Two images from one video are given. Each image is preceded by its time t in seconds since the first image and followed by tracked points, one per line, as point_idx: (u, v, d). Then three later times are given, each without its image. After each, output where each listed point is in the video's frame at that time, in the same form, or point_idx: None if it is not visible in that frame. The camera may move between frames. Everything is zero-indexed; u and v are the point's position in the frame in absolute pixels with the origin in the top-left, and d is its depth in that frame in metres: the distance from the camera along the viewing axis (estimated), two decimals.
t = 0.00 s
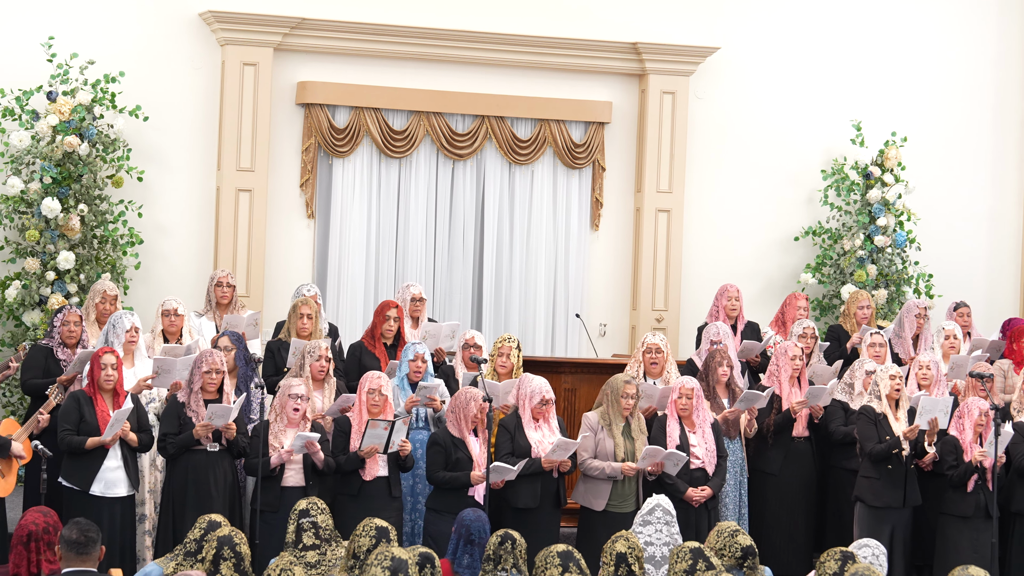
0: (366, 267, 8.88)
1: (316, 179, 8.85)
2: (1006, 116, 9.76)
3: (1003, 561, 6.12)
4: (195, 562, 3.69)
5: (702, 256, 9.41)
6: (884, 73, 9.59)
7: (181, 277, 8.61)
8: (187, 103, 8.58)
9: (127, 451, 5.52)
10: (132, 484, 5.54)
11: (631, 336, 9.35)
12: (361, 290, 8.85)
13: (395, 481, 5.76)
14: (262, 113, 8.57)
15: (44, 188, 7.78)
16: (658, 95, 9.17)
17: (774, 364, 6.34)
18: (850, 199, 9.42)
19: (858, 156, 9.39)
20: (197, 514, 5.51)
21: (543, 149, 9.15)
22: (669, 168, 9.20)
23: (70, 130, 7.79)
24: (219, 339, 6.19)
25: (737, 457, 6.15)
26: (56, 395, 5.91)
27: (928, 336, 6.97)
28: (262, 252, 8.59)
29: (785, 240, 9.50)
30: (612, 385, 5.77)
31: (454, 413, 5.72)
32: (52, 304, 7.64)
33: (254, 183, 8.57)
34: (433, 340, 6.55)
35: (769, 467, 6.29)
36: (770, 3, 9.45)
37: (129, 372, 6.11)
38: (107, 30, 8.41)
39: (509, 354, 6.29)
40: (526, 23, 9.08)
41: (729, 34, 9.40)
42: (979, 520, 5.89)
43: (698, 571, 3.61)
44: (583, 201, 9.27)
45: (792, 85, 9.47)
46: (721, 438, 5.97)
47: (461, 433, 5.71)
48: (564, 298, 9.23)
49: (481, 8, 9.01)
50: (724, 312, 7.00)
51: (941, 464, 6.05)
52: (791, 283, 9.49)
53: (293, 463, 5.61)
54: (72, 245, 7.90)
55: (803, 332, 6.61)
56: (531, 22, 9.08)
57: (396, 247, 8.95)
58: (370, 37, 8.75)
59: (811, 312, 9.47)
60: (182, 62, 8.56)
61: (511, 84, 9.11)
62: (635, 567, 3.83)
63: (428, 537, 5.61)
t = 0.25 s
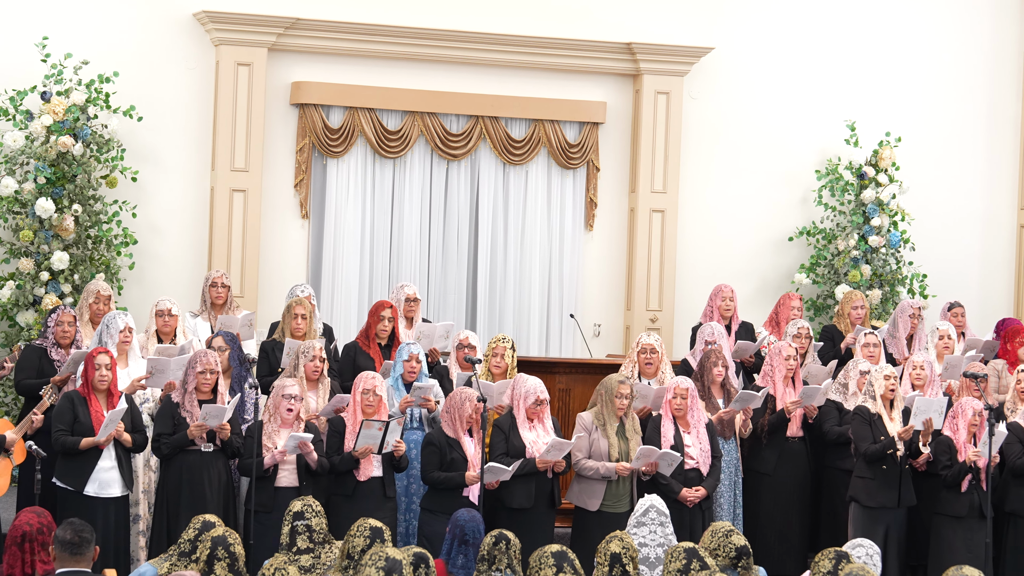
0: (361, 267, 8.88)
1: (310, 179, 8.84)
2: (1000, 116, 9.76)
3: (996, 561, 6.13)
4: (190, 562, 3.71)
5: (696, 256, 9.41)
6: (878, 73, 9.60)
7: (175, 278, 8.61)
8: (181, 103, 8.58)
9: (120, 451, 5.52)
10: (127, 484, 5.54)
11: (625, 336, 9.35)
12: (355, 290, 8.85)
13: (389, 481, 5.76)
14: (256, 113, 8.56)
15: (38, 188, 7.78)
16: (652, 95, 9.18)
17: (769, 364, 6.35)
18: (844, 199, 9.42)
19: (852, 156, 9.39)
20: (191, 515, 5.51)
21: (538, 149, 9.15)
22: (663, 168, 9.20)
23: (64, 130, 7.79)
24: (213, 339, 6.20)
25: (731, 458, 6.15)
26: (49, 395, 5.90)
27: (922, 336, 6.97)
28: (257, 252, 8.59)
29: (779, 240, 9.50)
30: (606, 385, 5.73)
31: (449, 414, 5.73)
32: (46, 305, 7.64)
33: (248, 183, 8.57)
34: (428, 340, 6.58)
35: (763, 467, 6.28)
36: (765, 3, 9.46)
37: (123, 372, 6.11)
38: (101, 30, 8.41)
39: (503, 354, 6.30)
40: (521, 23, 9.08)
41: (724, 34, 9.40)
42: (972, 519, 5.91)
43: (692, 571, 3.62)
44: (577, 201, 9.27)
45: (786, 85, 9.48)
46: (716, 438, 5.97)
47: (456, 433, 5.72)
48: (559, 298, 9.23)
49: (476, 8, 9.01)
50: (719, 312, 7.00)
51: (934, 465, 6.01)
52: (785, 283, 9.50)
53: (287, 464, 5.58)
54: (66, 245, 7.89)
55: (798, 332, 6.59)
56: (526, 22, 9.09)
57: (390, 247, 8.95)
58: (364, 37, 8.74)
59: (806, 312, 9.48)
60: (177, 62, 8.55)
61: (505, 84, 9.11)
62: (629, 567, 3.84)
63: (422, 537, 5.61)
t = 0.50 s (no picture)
0: (355, 266, 8.88)
1: (305, 179, 8.84)
2: (994, 116, 9.77)
3: (990, 561, 6.13)
4: (184, 562, 3.70)
5: (691, 256, 9.42)
6: (864, 74, 9.59)
7: (170, 278, 8.60)
8: (176, 103, 8.58)
9: (114, 451, 5.51)
10: (121, 485, 5.53)
11: (619, 336, 9.35)
12: (350, 290, 8.84)
13: (384, 482, 5.76)
14: (250, 113, 8.56)
15: (32, 189, 7.78)
16: (647, 96, 9.18)
17: (763, 364, 6.35)
18: (839, 200, 9.43)
19: (847, 157, 9.40)
20: (185, 516, 5.51)
21: (532, 150, 9.15)
22: (657, 168, 9.20)
23: (58, 130, 7.79)
24: (207, 339, 6.20)
25: (726, 458, 6.14)
26: (43, 395, 5.88)
27: (916, 336, 6.97)
28: (251, 252, 8.58)
29: (773, 240, 9.51)
30: (601, 385, 5.76)
31: (444, 414, 5.72)
32: (40, 305, 7.63)
33: (243, 183, 8.56)
34: (422, 341, 6.55)
35: (758, 467, 6.29)
36: (759, 4, 9.46)
37: (117, 372, 6.11)
38: (95, 30, 8.41)
39: (497, 355, 6.28)
40: (515, 24, 9.08)
41: (718, 35, 9.40)
42: (967, 520, 5.90)
43: (686, 570, 3.59)
44: (572, 201, 9.28)
45: (780, 85, 9.48)
46: (710, 438, 5.97)
47: (451, 434, 5.72)
48: (553, 298, 9.23)
49: (470, 8, 9.01)
50: (713, 312, 7.00)
51: (929, 465, 6.05)
52: (780, 284, 9.50)
53: (280, 464, 5.60)
54: (61, 245, 7.89)
55: (792, 333, 6.60)
56: (520, 23, 9.09)
57: (384, 246, 8.95)
58: (358, 37, 8.74)
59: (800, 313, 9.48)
60: (171, 62, 8.55)
61: (500, 84, 9.11)
62: (623, 567, 3.81)
63: (417, 538, 5.62)
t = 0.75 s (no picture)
0: (349, 266, 8.87)
1: (299, 179, 8.84)
2: (988, 116, 9.78)
3: (984, 561, 6.14)
4: (178, 563, 3.69)
5: (685, 256, 9.42)
6: (858, 74, 9.60)
7: (164, 278, 8.60)
8: (170, 103, 8.57)
9: (108, 451, 5.50)
10: (115, 485, 5.53)
11: (614, 336, 9.36)
12: (344, 290, 8.84)
13: (379, 482, 5.77)
14: (244, 113, 8.56)
15: (26, 189, 7.77)
16: (641, 96, 9.18)
17: (757, 364, 6.35)
18: (833, 200, 9.44)
19: (841, 157, 9.40)
20: (180, 516, 5.51)
21: (526, 150, 9.15)
22: (652, 168, 9.21)
23: (52, 130, 7.78)
24: (201, 339, 6.20)
25: (720, 457, 6.15)
26: (37, 395, 5.88)
27: (910, 336, 6.98)
28: (245, 252, 8.58)
29: (768, 240, 9.51)
30: (596, 385, 5.73)
31: (438, 414, 5.72)
32: (34, 305, 7.63)
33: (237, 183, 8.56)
34: (416, 341, 6.55)
35: (752, 467, 6.28)
36: (753, 4, 9.47)
37: (110, 373, 6.10)
38: (89, 30, 8.40)
39: (492, 355, 6.28)
40: (509, 24, 9.09)
41: (712, 35, 9.41)
42: (961, 520, 5.90)
43: (681, 571, 3.59)
44: (566, 201, 9.28)
45: (775, 85, 9.49)
46: (705, 438, 5.97)
47: (446, 434, 5.72)
48: (548, 298, 9.23)
49: (464, 8, 9.01)
50: (707, 312, 7.01)
51: (923, 465, 6.04)
52: (774, 284, 9.50)
53: (275, 464, 5.55)
54: (54, 246, 7.88)
55: (786, 333, 6.61)
56: (514, 23, 9.10)
57: (379, 246, 8.95)
58: (352, 38, 8.74)
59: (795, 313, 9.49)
60: (165, 62, 8.55)
61: (494, 84, 9.11)
62: (618, 567, 3.80)
63: (411, 538, 5.62)
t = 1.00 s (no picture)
0: (344, 267, 8.87)
1: (294, 179, 8.84)
2: (983, 117, 9.78)
3: (979, 561, 6.15)
4: (172, 563, 3.67)
5: (679, 257, 9.42)
6: (852, 74, 9.60)
7: (158, 278, 8.59)
8: (164, 103, 8.57)
9: (103, 451, 5.51)
10: (109, 485, 5.53)
11: (608, 336, 9.36)
12: (338, 290, 8.84)
13: (373, 482, 5.78)
14: (238, 113, 8.56)
15: (20, 189, 7.76)
16: (635, 96, 9.18)
17: (751, 365, 6.36)
18: (827, 200, 9.44)
19: (835, 157, 9.40)
20: (174, 516, 5.51)
21: (521, 150, 9.15)
22: (646, 169, 9.21)
23: (47, 131, 7.79)
24: (195, 340, 6.19)
25: (714, 457, 6.15)
26: (31, 396, 5.88)
27: (905, 336, 6.98)
28: (240, 253, 8.57)
29: (762, 240, 9.51)
30: (590, 385, 5.75)
31: (432, 414, 5.71)
32: (28, 305, 7.62)
33: (231, 184, 8.56)
34: (410, 341, 6.55)
35: (746, 467, 6.29)
36: (748, 4, 9.47)
37: (104, 373, 6.10)
38: (83, 30, 8.40)
39: (486, 355, 6.28)
40: (503, 24, 9.09)
41: (707, 35, 9.41)
42: (955, 520, 5.91)
43: (674, 571, 3.59)
44: (561, 201, 9.28)
45: (769, 86, 9.49)
46: (699, 438, 5.97)
47: (439, 434, 5.70)
48: (542, 298, 9.23)
49: (458, 8, 9.01)
50: (701, 313, 7.01)
51: (917, 465, 6.05)
52: (768, 284, 9.50)
53: (269, 464, 5.55)
54: (49, 246, 7.88)
55: (780, 333, 6.61)
56: (508, 23, 9.10)
57: (373, 247, 8.95)
58: (347, 37, 8.74)
59: (789, 313, 9.49)
60: (159, 62, 8.54)
61: (489, 84, 9.11)
62: (612, 568, 3.80)
63: (406, 538, 5.61)
